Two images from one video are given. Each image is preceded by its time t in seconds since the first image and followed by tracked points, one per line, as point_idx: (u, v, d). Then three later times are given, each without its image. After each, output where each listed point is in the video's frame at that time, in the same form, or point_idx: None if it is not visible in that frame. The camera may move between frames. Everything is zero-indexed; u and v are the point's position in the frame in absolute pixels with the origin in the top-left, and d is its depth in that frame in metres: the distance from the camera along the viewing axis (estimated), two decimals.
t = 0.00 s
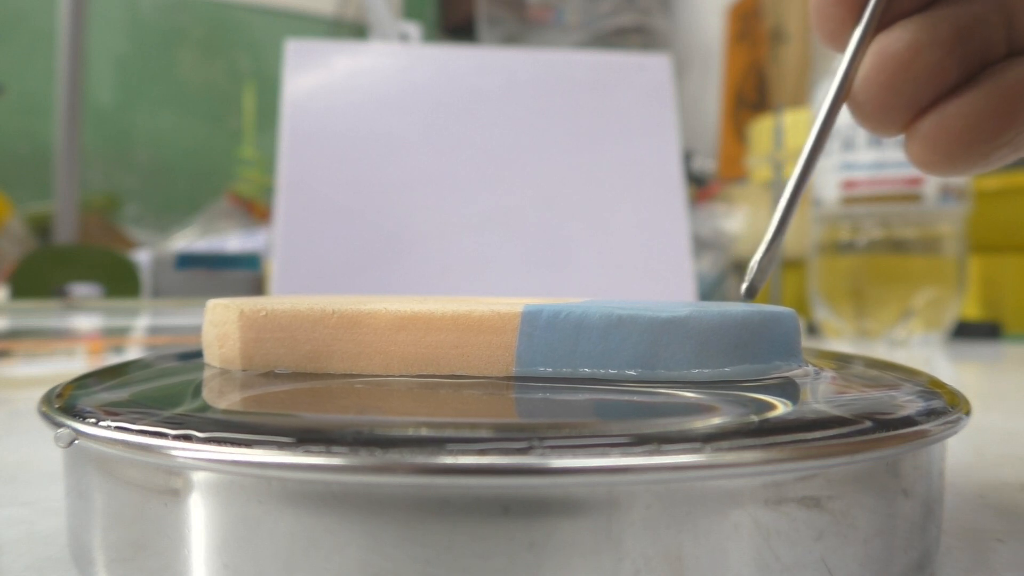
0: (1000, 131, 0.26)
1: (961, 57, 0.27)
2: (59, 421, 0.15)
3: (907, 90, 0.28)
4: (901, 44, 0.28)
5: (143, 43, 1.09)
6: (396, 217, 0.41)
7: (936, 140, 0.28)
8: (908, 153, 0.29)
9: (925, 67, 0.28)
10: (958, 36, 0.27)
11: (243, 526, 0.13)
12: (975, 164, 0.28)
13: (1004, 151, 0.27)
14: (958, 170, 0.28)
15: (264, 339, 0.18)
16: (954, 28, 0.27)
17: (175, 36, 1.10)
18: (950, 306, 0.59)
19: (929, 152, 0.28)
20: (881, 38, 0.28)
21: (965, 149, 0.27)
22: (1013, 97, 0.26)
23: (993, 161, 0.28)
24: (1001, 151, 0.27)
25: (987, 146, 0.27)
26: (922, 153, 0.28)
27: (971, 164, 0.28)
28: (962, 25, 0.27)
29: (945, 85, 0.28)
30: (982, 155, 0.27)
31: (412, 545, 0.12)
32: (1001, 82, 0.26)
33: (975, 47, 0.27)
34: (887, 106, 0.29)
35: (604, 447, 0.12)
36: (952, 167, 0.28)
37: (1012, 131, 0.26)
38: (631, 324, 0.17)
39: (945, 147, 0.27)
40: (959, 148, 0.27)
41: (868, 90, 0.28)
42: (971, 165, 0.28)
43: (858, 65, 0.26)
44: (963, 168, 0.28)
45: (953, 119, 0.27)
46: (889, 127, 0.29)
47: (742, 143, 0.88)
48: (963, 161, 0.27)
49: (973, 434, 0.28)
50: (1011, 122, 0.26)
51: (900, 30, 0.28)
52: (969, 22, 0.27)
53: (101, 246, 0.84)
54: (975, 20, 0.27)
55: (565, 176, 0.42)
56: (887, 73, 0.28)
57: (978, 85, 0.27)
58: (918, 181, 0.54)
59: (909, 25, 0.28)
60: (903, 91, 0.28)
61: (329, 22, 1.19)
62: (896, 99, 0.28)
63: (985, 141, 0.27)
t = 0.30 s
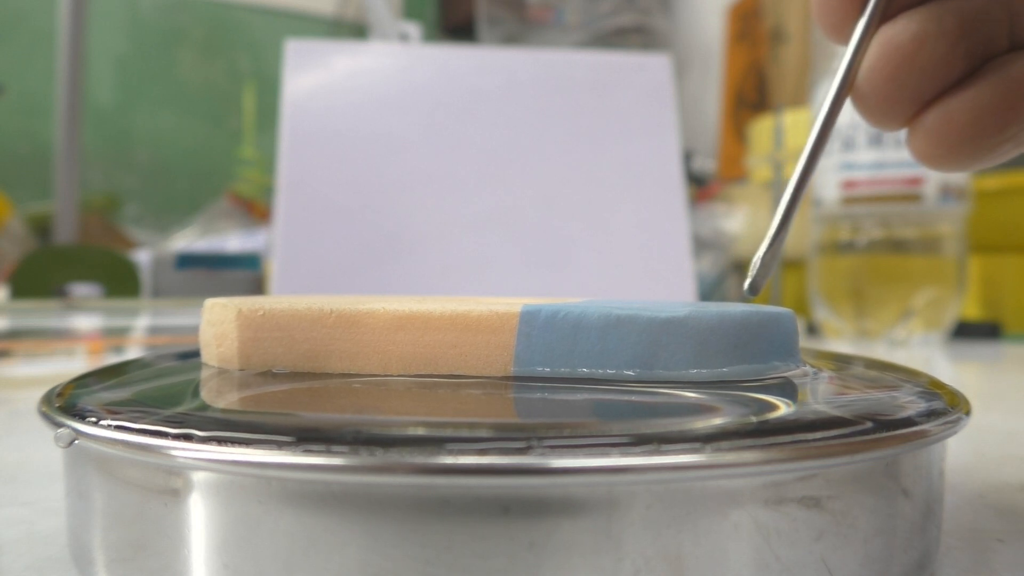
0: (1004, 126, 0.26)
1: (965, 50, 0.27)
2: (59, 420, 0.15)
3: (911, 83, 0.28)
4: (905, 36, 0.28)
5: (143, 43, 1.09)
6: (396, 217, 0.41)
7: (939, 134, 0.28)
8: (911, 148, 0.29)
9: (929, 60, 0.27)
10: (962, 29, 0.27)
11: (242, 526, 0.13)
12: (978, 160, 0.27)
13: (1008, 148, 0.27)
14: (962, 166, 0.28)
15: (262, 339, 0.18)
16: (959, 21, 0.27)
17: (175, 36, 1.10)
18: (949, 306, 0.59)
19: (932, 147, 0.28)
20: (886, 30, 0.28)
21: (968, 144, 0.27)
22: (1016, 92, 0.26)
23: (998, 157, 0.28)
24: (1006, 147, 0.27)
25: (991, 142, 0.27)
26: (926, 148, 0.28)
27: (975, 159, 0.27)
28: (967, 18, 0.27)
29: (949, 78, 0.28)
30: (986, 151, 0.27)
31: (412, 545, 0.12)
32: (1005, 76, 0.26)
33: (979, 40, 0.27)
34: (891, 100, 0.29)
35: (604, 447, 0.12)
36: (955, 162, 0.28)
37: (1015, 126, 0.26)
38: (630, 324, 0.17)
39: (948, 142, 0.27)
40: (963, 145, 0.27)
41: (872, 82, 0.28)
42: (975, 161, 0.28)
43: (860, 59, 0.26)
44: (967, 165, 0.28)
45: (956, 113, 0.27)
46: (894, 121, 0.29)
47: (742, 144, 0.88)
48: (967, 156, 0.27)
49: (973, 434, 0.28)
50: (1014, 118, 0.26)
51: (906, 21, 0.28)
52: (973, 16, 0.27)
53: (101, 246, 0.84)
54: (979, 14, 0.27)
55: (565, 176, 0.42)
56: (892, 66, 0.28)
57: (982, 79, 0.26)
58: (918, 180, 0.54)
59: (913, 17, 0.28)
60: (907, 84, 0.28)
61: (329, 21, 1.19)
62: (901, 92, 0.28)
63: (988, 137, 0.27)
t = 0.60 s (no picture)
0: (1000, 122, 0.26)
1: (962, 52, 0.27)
2: (59, 420, 0.15)
3: (907, 86, 0.28)
4: (900, 40, 0.28)
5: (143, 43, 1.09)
6: (397, 217, 0.41)
7: (935, 134, 0.27)
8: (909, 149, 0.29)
9: (926, 63, 0.28)
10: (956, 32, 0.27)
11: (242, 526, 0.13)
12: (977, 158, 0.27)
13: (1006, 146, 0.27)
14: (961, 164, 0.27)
15: (263, 341, 0.18)
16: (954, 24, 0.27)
17: (175, 35, 1.10)
18: (950, 305, 0.59)
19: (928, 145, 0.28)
20: (881, 34, 0.28)
21: (964, 141, 0.27)
22: (1012, 90, 0.26)
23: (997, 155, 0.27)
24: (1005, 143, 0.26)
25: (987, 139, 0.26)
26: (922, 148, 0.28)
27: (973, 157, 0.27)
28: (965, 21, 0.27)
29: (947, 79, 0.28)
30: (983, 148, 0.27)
31: (412, 545, 0.12)
32: (1000, 75, 0.26)
33: (975, 44, 0.27)
34: (887, 102, 0.29)
35: (604, 447, 0.12)
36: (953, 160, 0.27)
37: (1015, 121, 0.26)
38: (631, 323, 0.17)
39: (944, 140, 0.27)
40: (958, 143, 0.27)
41: (867, 86, 0.29)
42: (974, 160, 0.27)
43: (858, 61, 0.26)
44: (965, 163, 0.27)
45: (952, 112, 0.27)
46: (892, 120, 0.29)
47: (742, 144, 0.88)
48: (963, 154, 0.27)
49: (973, 434, 0.28)
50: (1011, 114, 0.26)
51: (901, 26, 0.28)
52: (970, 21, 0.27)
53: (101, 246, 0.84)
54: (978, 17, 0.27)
55: (565, 176, 0.42)
56: (887, 69, 0.28)
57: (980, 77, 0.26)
58: (918, 180, 0.54)
59: (908, 21, 0.28)
60: (903, 87, 0.28)
61: (329, 21, 1.19)
62: (897, 94, 0.28)
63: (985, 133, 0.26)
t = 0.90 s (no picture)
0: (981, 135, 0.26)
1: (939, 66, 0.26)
2: (59, 420, 0.15)
3: (886, 104, 0.28)
4: (875, 60, 0.27)
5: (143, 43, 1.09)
6: (396, 217, 0.41)
7: (915, 146, 0.27)
8: (890, 160, 0.28)
9: (901, 80, 0.27)
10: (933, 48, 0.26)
11: (243, 526, 0.13)
12: (958, 168, 0.27)
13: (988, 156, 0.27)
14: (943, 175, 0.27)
15: (261, 340, 0.18)
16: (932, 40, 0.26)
17: (175, 35, 1.10)
18: (950, 306, 0.59)
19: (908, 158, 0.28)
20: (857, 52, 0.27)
21: (945, 154, 0.26)
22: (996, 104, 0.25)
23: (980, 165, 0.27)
24: (986, 155, 0.26)
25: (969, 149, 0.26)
26: (904, 159, 0.28)
27: (955, 168, 0.27)
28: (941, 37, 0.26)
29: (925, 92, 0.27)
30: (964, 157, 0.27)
31: (413, 545, 0.12)
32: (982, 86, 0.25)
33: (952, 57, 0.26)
34: (866, 117, 0.28)
35: (604, 447, 0.12)
36: (935, 171, 0.27)
37: (996, 133, 0.26)
38: (630, 322, 0.17)
39: (925, 153, 0.27)
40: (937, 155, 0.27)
41: (844, 104, 0.28)
42: (956, 170, 0.27)
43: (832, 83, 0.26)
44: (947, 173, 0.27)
45: (932, 125, 0.26)
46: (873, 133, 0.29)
47: (742, 143, 0.88)
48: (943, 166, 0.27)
49: (973, 434, 0.28)
50: (992, 127, 0.25)
51: (877, 45, 0.27)
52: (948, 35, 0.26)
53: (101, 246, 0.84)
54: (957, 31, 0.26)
55: (565, 176, 0.42)
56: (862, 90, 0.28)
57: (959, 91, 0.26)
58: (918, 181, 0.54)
59: (884, 41, 0.27)
60: (880, 103, 0.28)
61: (329, 22, 1.19)
62: (875, 109, 0.28)
63: (966, 145, 0.26)
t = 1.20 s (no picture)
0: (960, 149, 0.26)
1: (914, 85, 0.27)
2: (59, 420, 0.15)
3: (858, 121, 0.28)
4: (848, 79, 0.27)
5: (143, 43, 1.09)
6: (396, 217, 0.41)
7: (893, 161, 0.27)
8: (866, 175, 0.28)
9: (874, 99, 0.27)
10: (909, 67, 0.27)
11: (243, 526, 0.13)
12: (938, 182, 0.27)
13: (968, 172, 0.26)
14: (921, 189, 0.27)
15: (260, 340, 0.18)
16: (908, 59, 0.27)
17: (175, 35, 1.10)
18: (950, 306, 0.59)
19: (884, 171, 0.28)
20: (830, 73, 0.28)
21: (923, 167, 0.26)
22: (977, 117, 0.25)
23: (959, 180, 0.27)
24: (967, 169, 0.26)
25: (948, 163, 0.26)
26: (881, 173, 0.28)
27: (934, 182, 0.27)
28: (917, 55, 0.27)
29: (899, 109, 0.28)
30: (943, 172, 0.26)
31: (413, 545, 0.12)
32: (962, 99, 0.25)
33: (932, 75, 0.27)
34: (838, 136, 0.28)
35: (604, 447, 0.12)
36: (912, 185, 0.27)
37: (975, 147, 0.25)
38: (630, 323, 0.17)
39: (902, 167, 0.27)
40: (915, 169, 0.27)
41: (816, 124, 0.28)
42: (936, 184, 0.27)
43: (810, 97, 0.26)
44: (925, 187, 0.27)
45: (909, 138, 0.26)
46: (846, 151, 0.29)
47: (742, 144, 0.88)
48: (920, 180, 0.27)
49: (972, 434, 0.28)
50: (971, 141, 0.25)
51: (850, 63, 0.27)
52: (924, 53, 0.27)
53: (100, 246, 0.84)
54: (933, 48, 0.27)
55: (565, 176, 0.42)
56: (835, 107, 0.28)
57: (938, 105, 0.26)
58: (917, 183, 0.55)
59: (858, 59, 0.27)
60: (853, 122, 0.28)
61: (329, 22, 1.19)
62: (847, 127, 0.28)
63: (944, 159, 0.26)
